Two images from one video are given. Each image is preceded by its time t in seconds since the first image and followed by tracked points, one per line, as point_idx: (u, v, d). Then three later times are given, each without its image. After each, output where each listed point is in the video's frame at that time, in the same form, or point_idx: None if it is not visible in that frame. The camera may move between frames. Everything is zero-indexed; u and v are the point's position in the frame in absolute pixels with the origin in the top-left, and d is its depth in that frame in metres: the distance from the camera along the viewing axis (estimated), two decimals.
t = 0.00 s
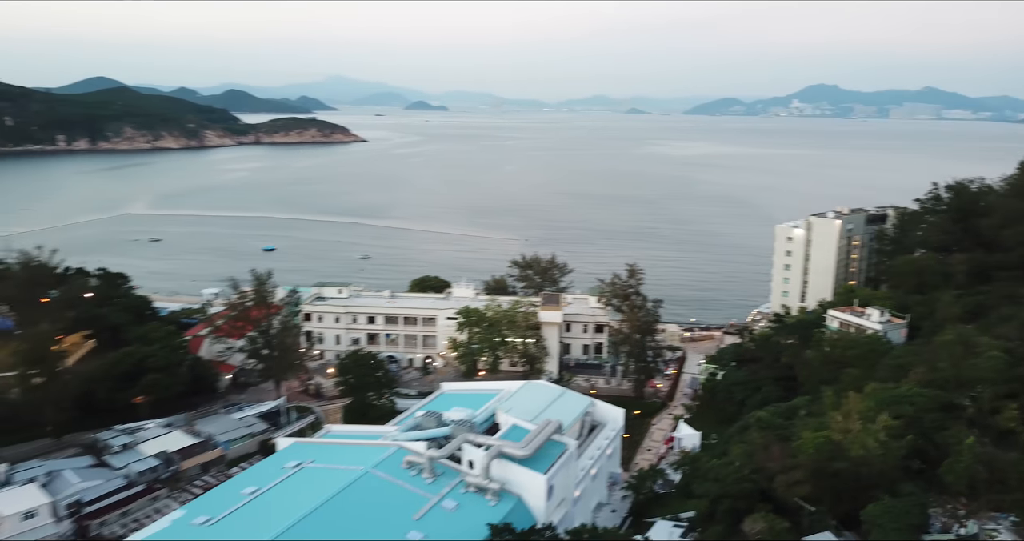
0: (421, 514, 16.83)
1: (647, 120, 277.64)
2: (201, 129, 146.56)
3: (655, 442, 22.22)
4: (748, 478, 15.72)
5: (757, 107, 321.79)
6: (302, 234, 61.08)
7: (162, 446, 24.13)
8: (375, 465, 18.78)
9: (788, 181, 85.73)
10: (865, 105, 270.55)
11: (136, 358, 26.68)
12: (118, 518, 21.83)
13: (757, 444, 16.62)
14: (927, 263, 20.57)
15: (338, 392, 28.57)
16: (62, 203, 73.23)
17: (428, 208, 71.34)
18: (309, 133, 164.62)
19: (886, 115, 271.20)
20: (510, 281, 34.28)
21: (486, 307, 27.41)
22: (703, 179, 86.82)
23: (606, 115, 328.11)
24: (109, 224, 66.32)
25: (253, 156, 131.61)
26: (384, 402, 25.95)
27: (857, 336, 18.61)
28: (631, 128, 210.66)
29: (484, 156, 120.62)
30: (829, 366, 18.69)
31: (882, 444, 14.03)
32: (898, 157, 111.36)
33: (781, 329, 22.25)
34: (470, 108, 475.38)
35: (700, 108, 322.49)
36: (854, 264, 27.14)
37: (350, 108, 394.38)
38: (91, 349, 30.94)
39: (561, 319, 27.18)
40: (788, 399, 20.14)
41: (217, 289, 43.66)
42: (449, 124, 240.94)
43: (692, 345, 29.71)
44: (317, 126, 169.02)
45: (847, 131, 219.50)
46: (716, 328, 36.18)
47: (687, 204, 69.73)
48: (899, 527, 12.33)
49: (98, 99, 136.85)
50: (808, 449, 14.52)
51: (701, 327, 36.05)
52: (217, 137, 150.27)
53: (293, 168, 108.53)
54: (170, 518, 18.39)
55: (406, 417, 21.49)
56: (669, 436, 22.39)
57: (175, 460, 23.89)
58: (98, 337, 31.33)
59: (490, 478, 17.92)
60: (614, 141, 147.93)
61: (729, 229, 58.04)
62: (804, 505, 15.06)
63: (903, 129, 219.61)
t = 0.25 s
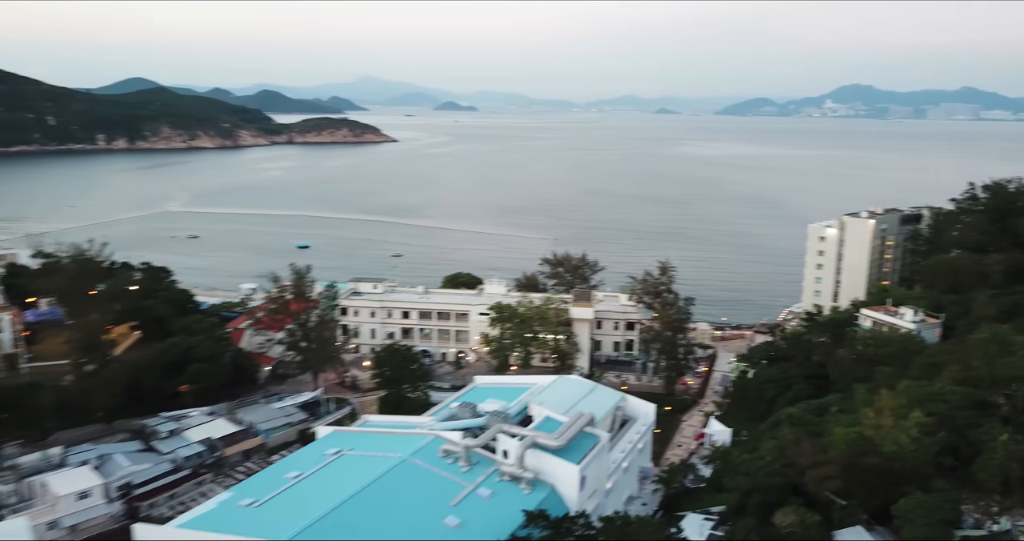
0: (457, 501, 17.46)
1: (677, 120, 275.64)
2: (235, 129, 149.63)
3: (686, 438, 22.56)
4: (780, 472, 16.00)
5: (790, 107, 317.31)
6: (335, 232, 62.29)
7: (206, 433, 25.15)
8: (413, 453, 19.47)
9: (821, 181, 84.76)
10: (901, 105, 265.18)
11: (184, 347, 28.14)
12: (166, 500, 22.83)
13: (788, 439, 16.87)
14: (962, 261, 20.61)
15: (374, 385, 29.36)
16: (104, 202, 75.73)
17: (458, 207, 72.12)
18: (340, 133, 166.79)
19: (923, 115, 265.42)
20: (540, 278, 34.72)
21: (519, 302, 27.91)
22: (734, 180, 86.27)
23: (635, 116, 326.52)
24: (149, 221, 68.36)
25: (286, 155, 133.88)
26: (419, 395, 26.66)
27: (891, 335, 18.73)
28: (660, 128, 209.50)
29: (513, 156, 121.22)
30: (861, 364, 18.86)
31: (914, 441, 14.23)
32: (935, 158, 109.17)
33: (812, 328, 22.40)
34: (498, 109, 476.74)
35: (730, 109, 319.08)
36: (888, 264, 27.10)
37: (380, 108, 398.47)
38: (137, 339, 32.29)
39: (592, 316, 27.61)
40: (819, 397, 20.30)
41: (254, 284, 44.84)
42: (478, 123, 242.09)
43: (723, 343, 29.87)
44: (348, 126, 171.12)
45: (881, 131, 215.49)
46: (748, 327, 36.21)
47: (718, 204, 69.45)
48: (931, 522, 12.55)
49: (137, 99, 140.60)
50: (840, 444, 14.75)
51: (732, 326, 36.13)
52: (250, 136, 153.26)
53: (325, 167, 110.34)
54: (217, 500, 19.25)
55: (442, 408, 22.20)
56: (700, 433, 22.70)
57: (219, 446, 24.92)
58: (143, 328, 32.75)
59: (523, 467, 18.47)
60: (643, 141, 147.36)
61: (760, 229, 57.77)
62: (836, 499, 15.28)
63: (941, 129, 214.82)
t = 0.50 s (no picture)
0: (495, 489, 18.01)
1: (709, 121, 273.15)
2: (272, 129, 152.58)
3: (720, 435, 22.84)
4: (814, 467, 16.23)
5: (825, 108, 312.06)
6: (370, 230, 63.50)
7: (251, 421, 26.13)
8: (452, 442, 20.07)
9: (858, 182, 83.60)
10: (942, 105, 259.05)
11: (228, 338, 29.36)
12: (214, 485, 23.59)
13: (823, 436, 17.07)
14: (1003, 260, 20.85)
15: (412, 378, 30.12)
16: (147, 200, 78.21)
17: (490, 207, 72.77)
18: (374, 133, 168.66)
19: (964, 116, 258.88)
20: (574, 276, 35.16)
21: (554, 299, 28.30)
22: (768, 180, 85.55)
23: (667, 116, 324.29)
24: (190, 218, 70.46)
25: (321, 154, 136.41)
26: (455, 388, 27.31)
27: (929, 335, 18.80)
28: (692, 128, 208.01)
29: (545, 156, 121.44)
30: (898, 363, 18.94)
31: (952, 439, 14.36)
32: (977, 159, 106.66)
33: (848, 328, 22.45)
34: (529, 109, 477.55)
35: (764, 109, 314.95)
36: (926, 265, 26.95)
37: (411, 109, 400.91)
38: (184, 331, 33.30)
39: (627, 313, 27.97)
40: (855, 396, 20.39)
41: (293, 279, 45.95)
42: (508, 124, 243.09)
43: (757, 343, 29.95)
44: (381, 126, 172.94)
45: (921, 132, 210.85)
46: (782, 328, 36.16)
47: (752, 205, 69.03)
48: (968, 519, 12.71)
49: (177, 100, 144.51)
50: (876, 441, 14.93)
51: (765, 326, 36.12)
52: (286, 136, 156.24)
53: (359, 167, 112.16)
54: (265, 483, 20.10)
55: (479, 401, 22.86)
56: (734, 430, 22.96)
57: (263, 434, 25.90)
58: (190, 321, 33.85)
59: (560, 458, 18.96)
60: (675, 142, 146.62)
61: (795, 230, 57.35)
62: (871, 495, 15.46)
63: (983, 130, 209.43)
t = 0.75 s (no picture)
0: (536, 479, 18.54)
1: (746, 121, 269.65)
2: (310, 129, 155.51)
3: (757, 434, 23.02)
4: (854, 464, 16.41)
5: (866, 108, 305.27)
6: (407, 229, 64.57)
7: (297, 411, 27.11)
8: (493, 433, 20.66)
9: (900, 184, 81.96)
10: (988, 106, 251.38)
11: (275, 331, 30.51)
12: (263, 470, 24.37)
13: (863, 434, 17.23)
14: None
15: (451, 373, 30.82)
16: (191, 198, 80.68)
17: (525, 207, 73.34)
18: (409, 133, 170.58)
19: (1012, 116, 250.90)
20: (610, 275, 35.45)
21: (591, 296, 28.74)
22: (806, 182, 84.44)
23: (702, 117, 320.89)
24: (232, 216, 72.50)
25: (358, 154, 138.68)
26: (494, 383, 27.93)
27: (972, 337, 18.79)
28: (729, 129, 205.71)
29: (579, 156, 121.57)
30: (939, 364, 18.96)
31: (993, 438, 14.46)
32: None
33: (889, 328, 22.47)
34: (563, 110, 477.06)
35: (802, 110, 309.56)
36: (970, 268, 26.62)
37: (445, 110, 403.84)
38: (231, 323, 34.61)
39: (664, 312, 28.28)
40: (895, 396, 20.44)
41: (334, 276, 47.09)
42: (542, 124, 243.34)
43: (794, 344, 29.89)
44: (417, 126, 174.80)
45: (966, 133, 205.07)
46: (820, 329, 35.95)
47: (790, 206, 68.31)
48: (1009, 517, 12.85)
49: (219, 101, 148.35)
50: (915, 439, 15.10)
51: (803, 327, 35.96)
52: (324, 136, 159.09)
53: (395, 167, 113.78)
54: (314, 469, 20.94)
55: (518, 394, 23.44)
56: (771, 429, 23.12)
57: (309, 424, 26.83)
58: (237, 314, 35.05)
59: (599, 451, 19.43)
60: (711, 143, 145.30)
61: (834, 232, 56.64)
62: (911, 493, 15.61)
63: None
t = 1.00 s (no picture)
0: (578, 470, 19.03)
1: (785, 122, 265.11)
2: (349, 129, 158.01)
3: (797, 433, 23.18)
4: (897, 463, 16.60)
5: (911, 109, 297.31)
6: (446, 228, 65.47)
7: (344, 402, 28.07)
8: (535, 425, 21.22)
9: (947, 186, 80.02)
10: None
11: (322, 324, 31.70)
12: (310, 458, 25.36)
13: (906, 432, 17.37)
14: None
15: (491, 368, 31.46)
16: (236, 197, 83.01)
17: (562, 207, 73.59)
18: (447, 134, 171.80)
19: None
20: (649, 274, 35.62)
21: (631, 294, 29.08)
22: (849, 184, 83.07)
23: (740, 118, 316.39)
24: (276, 214, 74.39)
25: (396, 154, 140.50)
26: (534, 379, 28.47)
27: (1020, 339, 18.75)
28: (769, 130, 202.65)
29: (616, 157, 121.16)
30: (984, 366, 18.97)
31: None
32: None
33: (933, 329, 22.50)
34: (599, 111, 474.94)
35: (844, 111, 303.08)
36: (1018, 269, 26.37)
37: (480, 110, 405.71)
38: (278, 317, 35.43)
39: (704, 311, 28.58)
40: (939, 397, 20.43)
41: (375, 273, 48.05)
42: (577, 125, 242.86)
43: (835, 345, 29.81)
44: (454, 126, 176.11)
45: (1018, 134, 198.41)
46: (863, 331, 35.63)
47: (832, 208, 67.36)
48: None
49: (262, 102, 151.78)
50: (960, 440, 15.27)
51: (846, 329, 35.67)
52: (363, 136, 161.45)
53: (432, 167, 115.04)
54: (361, 456, 21.73)
55: (559, 389, 23.96)
56: (811, 429, 23.26)
57: (354, 414, 27.71)
58: (284, 307, 36.07)
59: (640, 444, 19.84)
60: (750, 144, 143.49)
61: (877, 235, 55.78)
62: (955, 492, 15.78)
63: None
